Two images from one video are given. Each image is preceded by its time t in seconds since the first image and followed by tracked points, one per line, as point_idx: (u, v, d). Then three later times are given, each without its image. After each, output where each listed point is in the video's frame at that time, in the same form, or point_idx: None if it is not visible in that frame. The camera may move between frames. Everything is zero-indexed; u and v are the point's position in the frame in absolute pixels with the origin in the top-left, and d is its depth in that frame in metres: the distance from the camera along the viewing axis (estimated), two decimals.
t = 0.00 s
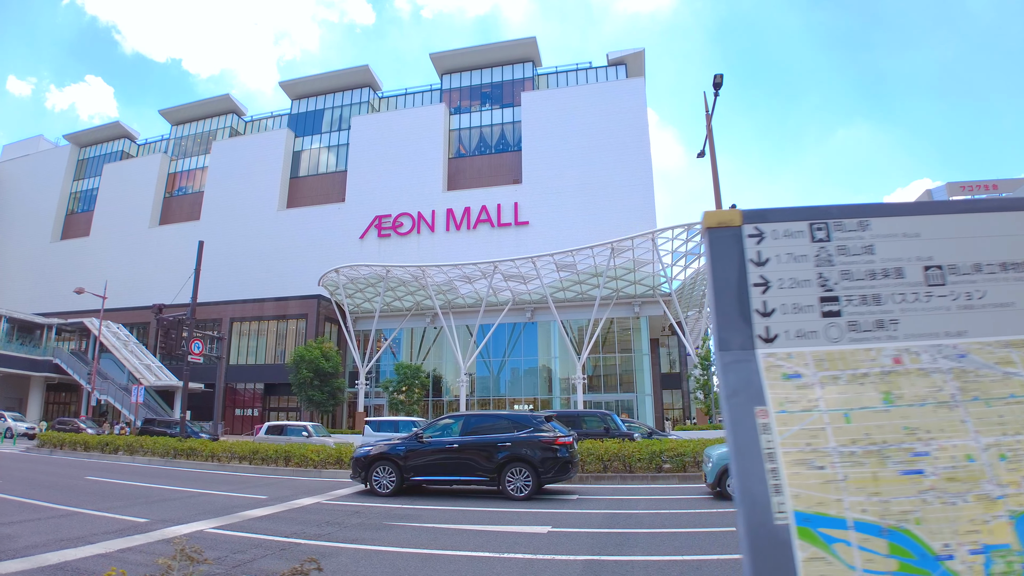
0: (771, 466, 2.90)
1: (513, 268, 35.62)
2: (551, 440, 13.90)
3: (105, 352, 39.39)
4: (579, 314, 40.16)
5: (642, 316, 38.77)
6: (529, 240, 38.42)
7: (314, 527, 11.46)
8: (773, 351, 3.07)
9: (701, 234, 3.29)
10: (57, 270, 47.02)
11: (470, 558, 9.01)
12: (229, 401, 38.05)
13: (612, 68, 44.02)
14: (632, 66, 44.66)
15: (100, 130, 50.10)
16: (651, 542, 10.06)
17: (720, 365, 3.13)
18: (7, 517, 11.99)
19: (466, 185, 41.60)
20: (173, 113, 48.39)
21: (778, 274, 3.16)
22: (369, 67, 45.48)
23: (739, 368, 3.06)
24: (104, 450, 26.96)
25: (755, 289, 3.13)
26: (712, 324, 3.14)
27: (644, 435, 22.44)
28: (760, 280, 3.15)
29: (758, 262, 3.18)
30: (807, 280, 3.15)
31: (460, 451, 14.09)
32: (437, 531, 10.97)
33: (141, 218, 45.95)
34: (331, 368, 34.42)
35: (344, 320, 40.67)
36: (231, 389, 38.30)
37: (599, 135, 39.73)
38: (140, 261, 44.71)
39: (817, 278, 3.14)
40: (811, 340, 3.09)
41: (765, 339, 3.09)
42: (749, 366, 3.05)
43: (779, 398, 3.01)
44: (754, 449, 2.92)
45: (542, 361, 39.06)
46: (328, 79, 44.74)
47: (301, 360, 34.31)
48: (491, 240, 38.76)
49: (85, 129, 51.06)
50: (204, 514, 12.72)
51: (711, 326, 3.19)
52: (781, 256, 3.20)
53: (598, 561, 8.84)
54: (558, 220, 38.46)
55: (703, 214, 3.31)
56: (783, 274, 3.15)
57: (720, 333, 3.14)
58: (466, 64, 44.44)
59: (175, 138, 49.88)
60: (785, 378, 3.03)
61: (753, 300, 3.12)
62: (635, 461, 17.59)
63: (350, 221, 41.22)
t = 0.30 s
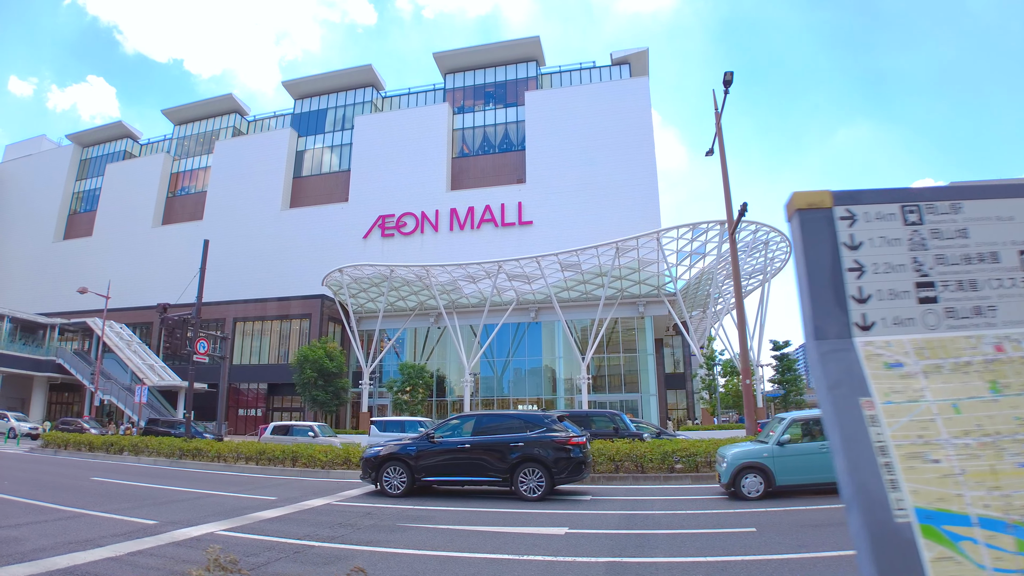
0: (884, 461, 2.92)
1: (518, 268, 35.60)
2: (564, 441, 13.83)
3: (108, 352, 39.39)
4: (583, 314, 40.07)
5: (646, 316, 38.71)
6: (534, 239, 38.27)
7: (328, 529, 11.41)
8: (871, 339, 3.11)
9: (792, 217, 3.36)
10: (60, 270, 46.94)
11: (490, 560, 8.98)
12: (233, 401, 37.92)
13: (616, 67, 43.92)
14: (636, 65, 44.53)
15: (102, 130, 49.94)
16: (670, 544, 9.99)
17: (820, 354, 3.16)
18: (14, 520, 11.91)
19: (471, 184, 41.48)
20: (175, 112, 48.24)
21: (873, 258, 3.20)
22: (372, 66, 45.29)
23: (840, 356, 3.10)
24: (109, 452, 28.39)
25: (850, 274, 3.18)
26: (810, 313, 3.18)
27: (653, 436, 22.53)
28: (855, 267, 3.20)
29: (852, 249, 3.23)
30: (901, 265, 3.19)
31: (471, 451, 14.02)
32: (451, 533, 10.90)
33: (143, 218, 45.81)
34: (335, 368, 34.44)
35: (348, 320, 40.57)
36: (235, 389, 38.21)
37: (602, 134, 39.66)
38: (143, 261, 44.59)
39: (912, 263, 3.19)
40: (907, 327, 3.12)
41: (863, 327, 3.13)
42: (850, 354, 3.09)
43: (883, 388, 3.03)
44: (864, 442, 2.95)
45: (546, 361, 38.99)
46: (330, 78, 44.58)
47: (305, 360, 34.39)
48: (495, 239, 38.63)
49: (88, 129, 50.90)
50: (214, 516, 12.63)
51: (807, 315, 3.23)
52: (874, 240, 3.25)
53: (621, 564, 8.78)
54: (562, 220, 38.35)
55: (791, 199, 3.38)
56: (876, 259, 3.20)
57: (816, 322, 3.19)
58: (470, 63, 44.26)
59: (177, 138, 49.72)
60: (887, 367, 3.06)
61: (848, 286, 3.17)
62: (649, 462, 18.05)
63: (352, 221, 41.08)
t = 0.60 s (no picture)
0: (1003, 454, 3.07)
1: (525, 268, 35.56)
2: (580, 441, 13.73)
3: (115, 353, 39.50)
4: (590, 314, 39.97)
5: (654, 315, 38.62)
6: (541, 239, 38.16)
7: (345, 530, 11.33)
8: (972, 327, 3.36)
9: (888, 203, 3.63)
10: (67, 270, 46.97)
11: (513, 562, 8.90)
12: (239, 401, 37.85)
13: (622, 66, 43.82)
14: (642, 64, 44.39)
15: (108, 131, 49.88)
16: (694, 546, 9.89)
17: (924, 341, 3.38)
18: (28, 522, 11.89)
19: (477, 184, 41.37)
20: (182, 113, 48.21)
21: (969, 246, 3.49)
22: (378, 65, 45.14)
23: (945, 340, 3.33)
24: (118, 452, 29.57)
25: (949, 263, 3.44)
26: (914, 297, 3.42)
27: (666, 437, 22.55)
28: (954, 255, 3.46)
29: (950, 239, 3.50)
30: (998, 254, 3.47)
31: (486, 451, 13.94)
32: (471, 535, 10.82)
33: (150, 218, 45.83)
34: (342, 368, 34.53)
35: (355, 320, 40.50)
36: (242, 389, 38.18)
37: (609, 133, 39.56)
38: (150, 261, 44.62)
39: (1007, 254, 3.46)
40: (1007, 315, 3.37)
41: (963, 316, 3.38)
42: (954, 338, 3.33)
43: (992, 376, 3.24)
44: (983, 431, 3.12)
45: (553, 361, 38.90)
46: (336, 79, 44.49)
47: (312, 360, 34.50)
48: (502, 239, 38.54)
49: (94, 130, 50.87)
50: (229, 518, 12.57)
51: (910, 303, 3.47)
52: (971, 228, 3.55)
53: (646, 566, 8.70)
54: (569, 219, 38.26)
55: (886, 185, 3.66)
56: (974, 248, 3.49)
57: (918, 311, 3.43)
58: (476, 63, 44.08)
59: (183, 138, 49.67)
60: (991, 358, 3.28)
61: (947, 274, 3.44)
62: (665, 463, 18.04)
63: (359, 221, 41.01)
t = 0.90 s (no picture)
0: None
1: (535, 268, 35.50)
2: (599, 440, 13.59)
3: (125, 354, 39.61)
4: (601, 313, 39.86)
5: (665, 315, 38.58)
6: (550, 238, 38.05)
7: (364, 532, 11.21)
8: None
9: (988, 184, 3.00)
10: (76, 272, 47.14)
11: (538, 565, 8.75)
12: (249, 402, 37.89)
13: (631, 65, 43.77)
14: (651, 63, 44.27)
15: (118, 133, 49.98)
16: (721, 545, 9.74)
17: None
18: (42, 525, 11.80)
19: (486, 184, 41.25)
20: (190, 114, 48.27)
21: None
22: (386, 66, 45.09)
23: None
24: (130, 452, 30.13)
25: None
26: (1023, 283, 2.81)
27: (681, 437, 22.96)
28: None
29: None
30: None
31: (504, 452, 13.83)
32: (492, 536, 10.66)
33: (159, 220, 45.91)
34: (352, 368, 34.62)
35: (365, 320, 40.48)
36: (252, 390, 38.17)
37: (618, 132, 39.43)
38: (158, 263, 44.68)
39: None
40: None
41: None
42: None
43: None
44: None
45: (563, 361, 38.77)
46: (344, 79, 44.47)
47: (323, 361, 34.61)
48: (511, 239, 38.46)
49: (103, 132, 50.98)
50: (246, 519, 12.47)
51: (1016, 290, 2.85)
52: None
53: (675, 567, 8.54)
54: (578, 219, 38.16)
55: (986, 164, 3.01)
56: None
57: None
58: (485, 62, 43.99)
59: (192, 139, 49.74)
60: None
61: None
62: (684, 464, 17.96)
63: (367, 221, 40.96)
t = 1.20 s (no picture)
0: None
1: (546, 268, 35.45)
2: (621, 441, 13.46)
3: (137, 356, 39.76)
4: (612, 313, 39.77)
5: (676, 315, 38.53)
6: (562, 238, 37.97)
7: (386, 535, 11.15)
8: None
9: None
10: (88, 274, 47.36)
11: (566, 568, 8.64)
12: (261, 403, 37.95)
13: (640, 65, 43.76)
14: (661, 62, 44.22)
15: (129, 136, 50.12)
16: (750, 545, 9.62)
17: None
18: (61, 527, 11.79)
19: (496, 184, 41.16)
20: (200, 117, 48.41)
21: None
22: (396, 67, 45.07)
23: None
24: (145, 453, 30.47)
25: None
26: None
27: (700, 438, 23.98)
28: None
29: None
30: None
31: (524, 453, 13.76)
32: (516, 538, 10.57)
33: (170, 222, 46.03)
34: (364, 369, 34.74)
35: (376, 321, 40.48)
36: (263, 391, 38.22)
37: (628, 132, 39.30)
38: (169, 265, 44.80)
39: None
40: None
41: None
42: None
43: None
44: None
45: (574, 362, 38.66)
46: (355, 80, 44.46)
47: (334, 362, 34.76)
48: (522, 239, 38.37)
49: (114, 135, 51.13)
50: (265, 522, 12.43)
51: None
52: None
53: (707, 568, 8.42)
54: (589, 219, 38.07)
55: None
56: None
57: None
58: (494, 63, 43.92)
59: (203, 142, 49.88)
60: None
61: None
62: (703, 465, 17.84)
63: (377, 222, 40.93)
